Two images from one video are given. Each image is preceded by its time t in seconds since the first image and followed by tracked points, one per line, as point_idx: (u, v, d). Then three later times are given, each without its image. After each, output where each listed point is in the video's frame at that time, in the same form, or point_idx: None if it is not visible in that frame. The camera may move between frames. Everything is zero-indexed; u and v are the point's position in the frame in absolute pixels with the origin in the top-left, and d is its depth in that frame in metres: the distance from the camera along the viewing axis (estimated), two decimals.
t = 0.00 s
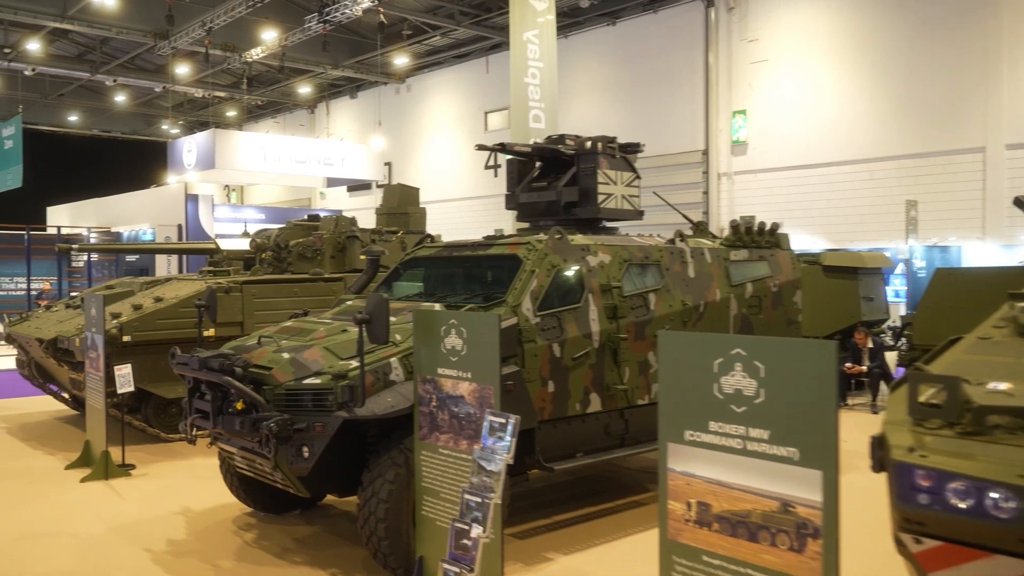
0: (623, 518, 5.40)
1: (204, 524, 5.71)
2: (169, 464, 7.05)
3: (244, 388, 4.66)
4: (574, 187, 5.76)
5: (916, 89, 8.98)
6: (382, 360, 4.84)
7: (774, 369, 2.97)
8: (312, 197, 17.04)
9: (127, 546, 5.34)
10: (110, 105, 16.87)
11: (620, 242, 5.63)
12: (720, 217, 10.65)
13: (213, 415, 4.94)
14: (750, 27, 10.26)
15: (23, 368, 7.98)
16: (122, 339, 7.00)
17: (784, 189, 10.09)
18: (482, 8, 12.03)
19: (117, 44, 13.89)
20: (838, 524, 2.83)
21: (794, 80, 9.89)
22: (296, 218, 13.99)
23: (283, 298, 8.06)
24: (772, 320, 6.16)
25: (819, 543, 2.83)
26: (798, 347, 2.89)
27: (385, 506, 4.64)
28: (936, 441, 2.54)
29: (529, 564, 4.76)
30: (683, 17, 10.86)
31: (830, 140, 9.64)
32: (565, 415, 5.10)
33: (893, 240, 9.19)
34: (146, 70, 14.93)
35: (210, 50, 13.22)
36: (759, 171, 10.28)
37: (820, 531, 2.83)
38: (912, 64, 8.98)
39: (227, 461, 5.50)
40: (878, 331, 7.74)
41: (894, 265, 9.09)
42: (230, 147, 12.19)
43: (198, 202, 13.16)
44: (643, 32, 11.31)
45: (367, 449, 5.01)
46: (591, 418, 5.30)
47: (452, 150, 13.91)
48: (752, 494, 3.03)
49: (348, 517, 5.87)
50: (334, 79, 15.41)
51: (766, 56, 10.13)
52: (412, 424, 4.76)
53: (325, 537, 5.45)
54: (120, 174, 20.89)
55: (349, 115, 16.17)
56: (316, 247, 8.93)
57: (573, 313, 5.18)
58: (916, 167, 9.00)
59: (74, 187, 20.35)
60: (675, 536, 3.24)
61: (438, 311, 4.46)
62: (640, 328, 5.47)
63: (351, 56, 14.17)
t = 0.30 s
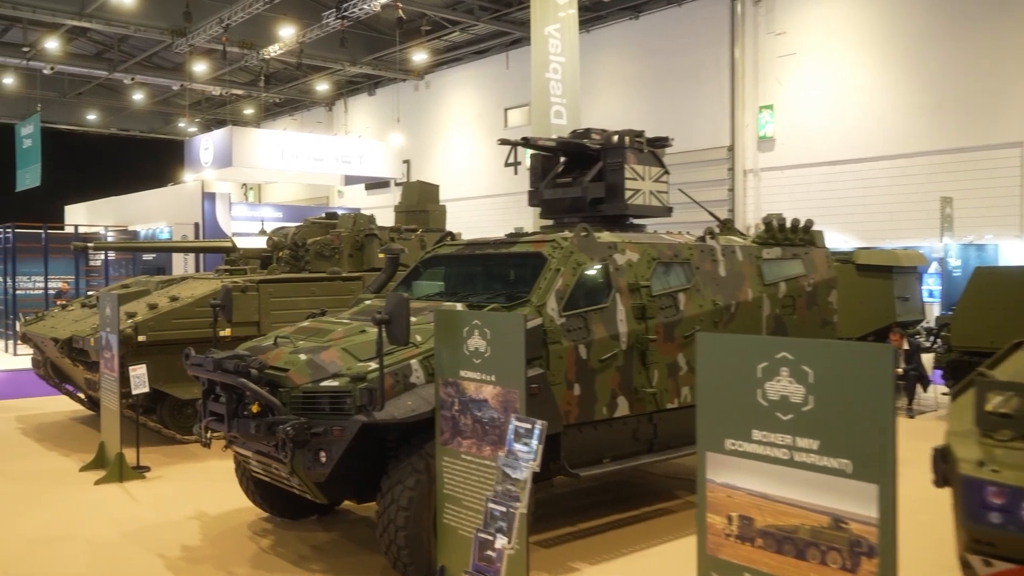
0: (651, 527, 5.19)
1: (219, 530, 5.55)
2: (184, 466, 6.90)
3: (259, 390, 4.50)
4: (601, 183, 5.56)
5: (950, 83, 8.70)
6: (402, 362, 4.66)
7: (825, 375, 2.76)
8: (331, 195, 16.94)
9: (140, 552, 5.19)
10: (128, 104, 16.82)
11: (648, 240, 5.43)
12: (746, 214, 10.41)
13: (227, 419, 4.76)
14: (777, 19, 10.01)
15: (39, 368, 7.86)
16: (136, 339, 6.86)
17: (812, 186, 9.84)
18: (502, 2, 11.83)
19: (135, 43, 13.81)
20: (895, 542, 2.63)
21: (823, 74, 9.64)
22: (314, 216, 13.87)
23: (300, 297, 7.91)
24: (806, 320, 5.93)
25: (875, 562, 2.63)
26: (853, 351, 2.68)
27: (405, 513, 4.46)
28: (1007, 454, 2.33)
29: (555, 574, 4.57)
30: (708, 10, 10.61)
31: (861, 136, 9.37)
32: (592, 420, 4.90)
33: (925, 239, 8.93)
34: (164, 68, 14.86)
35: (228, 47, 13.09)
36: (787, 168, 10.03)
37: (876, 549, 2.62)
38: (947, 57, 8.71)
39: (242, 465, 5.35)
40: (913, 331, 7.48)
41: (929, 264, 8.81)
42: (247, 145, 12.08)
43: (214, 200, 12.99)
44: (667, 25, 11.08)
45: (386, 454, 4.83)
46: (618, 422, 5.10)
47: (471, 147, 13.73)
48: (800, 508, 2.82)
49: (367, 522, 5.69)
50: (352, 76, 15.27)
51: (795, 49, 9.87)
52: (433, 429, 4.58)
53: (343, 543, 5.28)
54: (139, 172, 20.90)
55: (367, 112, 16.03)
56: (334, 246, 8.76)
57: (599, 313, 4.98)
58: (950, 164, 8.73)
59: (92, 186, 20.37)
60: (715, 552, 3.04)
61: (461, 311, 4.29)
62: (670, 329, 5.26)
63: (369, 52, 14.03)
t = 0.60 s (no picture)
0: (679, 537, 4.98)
1: (232, 537, 5.39)
2: (198, 470, 6.76)
3: (273, 394, 4.33)
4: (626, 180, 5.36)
5: (985, 76, 8.42)
6: (421, 365, 4.48)
7: (879, 383, 2.55)
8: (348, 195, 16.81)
9: (151, 559, 5.03)
10: (144, 103, 16.77)
11: (676, 238, 5.22)
12: (771, 212, 10.16)
13: (240, 423, 4.60)
14: (805, 12, 9.76)
15: (53, 370, 7.74)
16: (149, 340, 6.73)
17: (840, 183, 9.58)
18: None
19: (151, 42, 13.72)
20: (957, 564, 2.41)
21: (852, 68, 9.38)
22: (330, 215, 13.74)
23: (316, 297, 7.76)
24: (840, 322, 5.70)
25: None
26: (910, 357, 2.47)
27: (424, 523, 4.27)
28: None
29: None
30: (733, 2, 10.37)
31: (891, 131, 9.10)
32: (618, 426, 4.70)
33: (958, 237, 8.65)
34: (180, 67, 14.75)
35: (244, 45, 12.97)
36: (814, 164, 9.77)
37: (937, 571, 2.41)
38: (982, 49, 8.43)
39: (256, 470, 5.18)
40: (949, 333, 7.22)
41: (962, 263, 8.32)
42: (263, 143, 11.97)
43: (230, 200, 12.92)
44: (690, 19, 10.84)
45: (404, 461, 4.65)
46: (645, 428, 4.89)
47: (490, 145, 13.55)
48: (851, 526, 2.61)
49: (384, 530, 5.51)
50: (369, 74, 15.13)
51: (823, 43, 9.61)
52: (453, 435, 4.39)
53: (359, 552, 5.10)
54: (156, 172, 20.87)
55: (384, 110, 15.88)
56: (350, 245, 8.61)
57: (626, 315, 4.78)
58: (985, 160, 8.45)
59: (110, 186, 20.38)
60: (756, 570, 2.82)
61: (481, 312, 4.10)
62: (698, 331, 5.04)
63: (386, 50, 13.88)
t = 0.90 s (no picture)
0: (709, 549, 4.75)
1: (246, 545, 5.22)
2: (211, 475, 6.61)
3: (287, 400, 4.16)
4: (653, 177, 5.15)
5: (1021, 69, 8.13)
6: (440, 370, 4.29)
7: (941, 393, 2.32)
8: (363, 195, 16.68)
9: (161, 568, 4.88)
10: (160, 103, 16.72)
11: (705, 237, 5.02)
12: (797, 210, 9.91)
13: (253, 429, 4.41)
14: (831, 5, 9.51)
15: (66, 372, 7.63)
16: (162, 343, 6.60)
17: (869, 181, 9.32)
18: None
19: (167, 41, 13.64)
20: None
21: (881, 62, 9.12)
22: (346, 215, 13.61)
23: (332, 298, 7.61)
24: (877, 325, 5.47)
25: None
26: (978, 364, 2.24)
27: (443, 534, 4.09)
28: None
29: None
30: None
31: (923, 128, 8.83)
32: (645, 433, 4.49)
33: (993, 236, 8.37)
34: (196, 66, 14.67)
35: (260, 43, 12.85)
36: (842, 161, 9.51)
37: None
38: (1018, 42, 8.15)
39: (270, 478, 5.02)
40: (987, 335, 6.95)
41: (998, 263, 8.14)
42: (278, 142, 11.85)
43: (245, 200, 12.81)
44: (713, 14, 10.62)
45: (422, 470, 4.46)
46: (673, 435, 4.68)
47: (509, 143, 13.35)
48: (907, 550, 2.37)
49: (401, 539, 5.33)
50: (386, 72, 14.99)
51: (852, 37, 9.35)
52: (474, 443, 4.21)
53: (376, 562, 4.92)
54: (172, 171, 20.84)
55: (401, 109, 15.74)
56: (367, 245, 8.46)
57: (653, 318, 4.58)
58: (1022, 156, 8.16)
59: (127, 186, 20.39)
60: None
61: (503, 314, 3.91)
62: (729, 334, 4.83)
63: (403, 48, 13.75)
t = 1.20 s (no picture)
0: (742, 561, 4.54)
1: (260, 553, 5.07)
2: (227, 479, 6.47)
3: (303, 405, 4.00)
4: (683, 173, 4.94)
5: None
6: (462, 375, 4.12)
7: (1014, 404, 2.11)
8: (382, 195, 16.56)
9: None
10: (178, 102, 16.69)
11: (738, 236, 4.81)
12: (827, 208, 9.65)
13: (268, 435, 4.25)
14: None
15: (81, 373, 7.52)
16: (177, 344, 6.47)
17: (902, 179, 9.04)
18: None
19: (186, 40, 13.57)
20: None
21: (915, 56, 8.85)
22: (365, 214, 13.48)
23: (350, 299, 7.45)
24: (918, 328, 5.24)
25: None
26: None
27: (465, 546, 3.91)
28: None
29: None
30: None
31: (959, 123, 8.54)
32: (676, 440, 4.29)
33: None
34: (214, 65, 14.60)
35: (278, 41, 12.72)
36: (873, 157, 9.24)
37: None
38: None
39: (286, 484, 4.85)
40: None
41: None
42: (296, 141, 11.74)
43: (263, 199, 12.71)
44: (739, 8, 10.38)
45: (443, 478, 4.28)
46: (705, 443, 4.47)
47: (530, 141, 13.15)
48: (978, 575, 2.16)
49: (421, 548, 5.15)
50: (405, 70, 14.86)
51: (884, 30, 9.09)
52: (497, 450, 4.02)
53: (395, 572, 4.74)
54: (190, 170, 20.82)
55: (421, 108, 15.60)
56: (386, 245, 8.29)
57: (684, 320, 4.38)
58: None
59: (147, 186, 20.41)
60: None
61: (529, 316, 3.72)
62: (764, 337, 4.62)
63: (422, 45, 13.61)
